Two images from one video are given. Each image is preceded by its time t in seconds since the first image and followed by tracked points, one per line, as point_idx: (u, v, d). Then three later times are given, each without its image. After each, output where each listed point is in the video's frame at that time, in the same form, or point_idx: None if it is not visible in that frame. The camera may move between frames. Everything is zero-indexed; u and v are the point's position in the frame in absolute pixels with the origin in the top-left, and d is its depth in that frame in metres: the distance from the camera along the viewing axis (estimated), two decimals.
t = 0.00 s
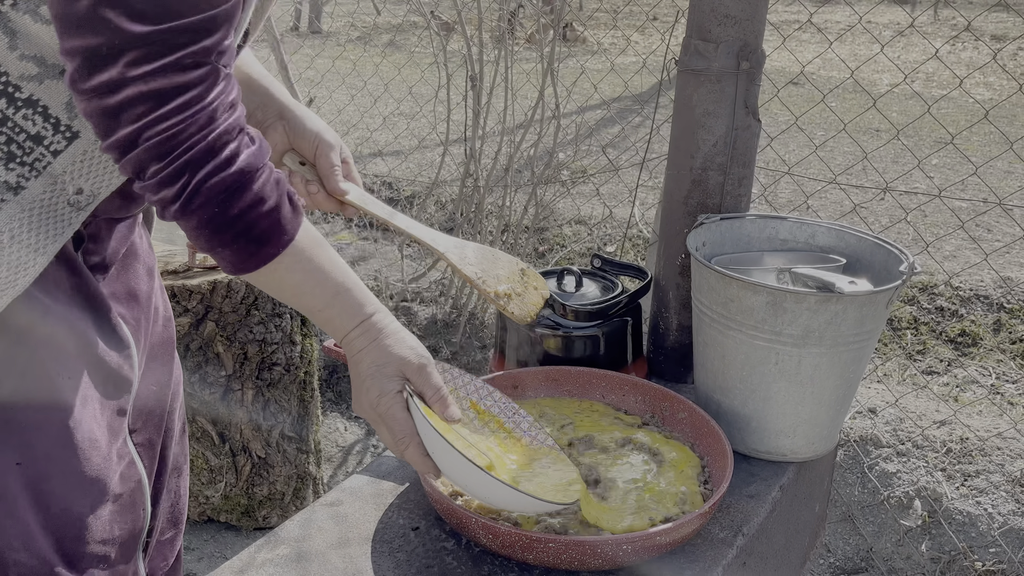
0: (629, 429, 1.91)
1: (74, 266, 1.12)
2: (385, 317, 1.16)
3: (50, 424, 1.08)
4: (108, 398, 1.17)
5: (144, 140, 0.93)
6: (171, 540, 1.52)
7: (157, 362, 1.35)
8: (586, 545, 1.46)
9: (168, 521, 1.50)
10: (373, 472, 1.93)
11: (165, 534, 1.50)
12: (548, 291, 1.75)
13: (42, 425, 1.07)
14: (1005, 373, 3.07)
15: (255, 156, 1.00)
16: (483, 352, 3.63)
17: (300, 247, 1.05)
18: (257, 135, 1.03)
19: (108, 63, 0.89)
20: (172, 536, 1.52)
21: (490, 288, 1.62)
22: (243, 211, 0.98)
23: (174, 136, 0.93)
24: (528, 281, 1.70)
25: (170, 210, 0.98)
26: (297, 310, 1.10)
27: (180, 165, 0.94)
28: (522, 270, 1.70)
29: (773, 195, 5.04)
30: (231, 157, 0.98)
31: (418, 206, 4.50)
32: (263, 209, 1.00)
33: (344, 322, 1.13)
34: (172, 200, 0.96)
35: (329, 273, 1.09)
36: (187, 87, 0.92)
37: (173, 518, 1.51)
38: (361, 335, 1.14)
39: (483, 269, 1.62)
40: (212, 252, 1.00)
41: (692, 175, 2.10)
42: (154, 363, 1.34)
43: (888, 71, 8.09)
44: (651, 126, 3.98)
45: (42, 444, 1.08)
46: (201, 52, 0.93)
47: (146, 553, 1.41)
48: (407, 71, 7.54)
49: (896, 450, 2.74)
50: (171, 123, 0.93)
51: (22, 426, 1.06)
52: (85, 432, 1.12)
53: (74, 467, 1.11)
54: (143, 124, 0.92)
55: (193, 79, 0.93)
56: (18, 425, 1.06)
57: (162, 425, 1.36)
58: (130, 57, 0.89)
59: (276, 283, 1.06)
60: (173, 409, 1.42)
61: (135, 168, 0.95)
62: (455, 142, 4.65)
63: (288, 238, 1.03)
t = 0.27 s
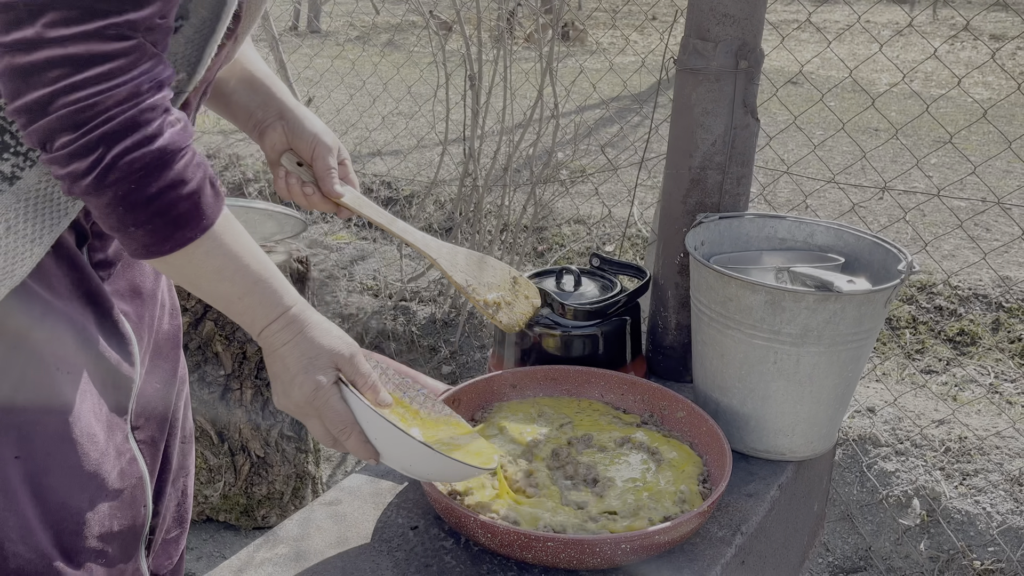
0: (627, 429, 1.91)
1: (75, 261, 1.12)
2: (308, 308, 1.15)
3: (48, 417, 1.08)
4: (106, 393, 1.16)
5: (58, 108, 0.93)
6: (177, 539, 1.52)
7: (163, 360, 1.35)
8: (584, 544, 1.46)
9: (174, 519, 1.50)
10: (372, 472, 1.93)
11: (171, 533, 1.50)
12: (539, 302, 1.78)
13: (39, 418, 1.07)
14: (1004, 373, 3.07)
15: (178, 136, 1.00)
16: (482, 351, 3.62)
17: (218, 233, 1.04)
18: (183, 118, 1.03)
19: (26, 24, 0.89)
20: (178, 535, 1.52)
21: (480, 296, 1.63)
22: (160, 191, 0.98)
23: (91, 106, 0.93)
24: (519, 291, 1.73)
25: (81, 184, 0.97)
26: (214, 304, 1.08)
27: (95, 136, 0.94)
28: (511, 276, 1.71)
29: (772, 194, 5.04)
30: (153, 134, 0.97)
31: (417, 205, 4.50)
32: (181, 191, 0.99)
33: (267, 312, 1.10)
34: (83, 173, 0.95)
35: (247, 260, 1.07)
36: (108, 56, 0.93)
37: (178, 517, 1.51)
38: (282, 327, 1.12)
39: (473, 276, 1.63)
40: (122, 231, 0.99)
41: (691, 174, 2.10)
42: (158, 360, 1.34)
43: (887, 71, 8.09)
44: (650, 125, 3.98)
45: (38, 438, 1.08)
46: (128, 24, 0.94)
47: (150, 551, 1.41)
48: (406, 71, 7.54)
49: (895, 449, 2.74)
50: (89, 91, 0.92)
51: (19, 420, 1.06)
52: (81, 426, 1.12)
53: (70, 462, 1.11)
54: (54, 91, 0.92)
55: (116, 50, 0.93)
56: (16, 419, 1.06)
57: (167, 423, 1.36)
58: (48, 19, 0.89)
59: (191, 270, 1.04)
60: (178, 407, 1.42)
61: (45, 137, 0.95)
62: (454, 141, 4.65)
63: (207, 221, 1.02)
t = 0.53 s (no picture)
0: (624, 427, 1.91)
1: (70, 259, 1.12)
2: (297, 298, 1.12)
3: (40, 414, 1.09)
4: (99, 392, 1.17)
5: (32, 89, 0.92)
6: (171, 537, 1.52)
7: (157, 359, 1.35)
8: (582, 542, 1.46)
9: (169, 518, 1.51)
10: (369, 471, 1.94)
11: (166, 532, 1.51)
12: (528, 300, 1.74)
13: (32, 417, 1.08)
14: (1002, 372, 3.07)
15: (158, 119, 0.99)
16: (481, 351, 3.63)
17: (204, 220, 1.02)
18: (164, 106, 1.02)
19: None
20: (173, 534, 1.53)
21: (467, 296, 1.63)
22: (137, 171, 0.96)
23: (62, 84, 0.92)
24: (507, 290, 1.70)
25: (56, 170, 0.95)
26: (201, 296, 1.05)
27: (68, 115, 0.93)
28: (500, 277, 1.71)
29: (771, 194, 5.05)
30: (130, 114, 0.96)
31: (416, 205, 4.50)
32: (161, 173, 0.97)
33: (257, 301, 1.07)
34: (58, 156, 0.94)
35: (235, 250, 1.05)
36: (80, 34, 0.93)
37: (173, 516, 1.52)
38: (275, 317, 1.09)
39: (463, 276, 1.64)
40: (101, 217, 0.97)
41: (688, 174, 2.10)
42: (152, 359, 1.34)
43: (886, 70, 8.10)
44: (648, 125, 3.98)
45: (32, 436, 1.09)
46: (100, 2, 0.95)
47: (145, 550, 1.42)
48: (405, 71, 7.55)
49: (893, 448, 2.74)
50: (60, 69, 0.92)
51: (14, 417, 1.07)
52: (75, 425, 1.12)
53: (64, 460, 1.12)
54: (28, 69, 0.92)
55: (88, 28, 0.94)
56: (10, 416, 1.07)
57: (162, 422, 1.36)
58: None
59: (176, 259, 1.01)
60: (173, 406, 1.43)
61: (20, 122, 0.94)
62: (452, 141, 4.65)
63: (190, 207, 1.00)
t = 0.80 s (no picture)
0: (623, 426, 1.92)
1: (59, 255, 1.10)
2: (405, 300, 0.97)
3: (27, 414, 1.06)
4: (89, 388, 1.15)
5: (116, 83, 0.80)
6: (161, 535, 1.52)
7: (147, 356, 1.34)
8: (581, 540, 1.46)
9: (159, 516, 1.50)
10: (368, 470, 1.94)
11: (156, 531, 1.50)
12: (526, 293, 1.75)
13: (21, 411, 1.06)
14: (1001, 370, 3.07)
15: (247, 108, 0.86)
16: (480, 350, 3.63)
17: (303, 215, 0.88)
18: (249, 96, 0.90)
19: None
20: (162, 531, 1.52)
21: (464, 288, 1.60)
22: (233, 161, 0.82)
23: (147, 74, 0.80)
24: (505, 283, 1.71)
25: (151, 172, 0.82)
26: (305, 306, 0.91)
27: (155, 107, 0.80)
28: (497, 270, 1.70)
29: (769, 193, 5.05)
30: (221, 102, 0.83)
31: (415, 204, 4.51)
32: (257, 163, 0.84)
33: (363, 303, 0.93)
34: (151, 156, 0.81)
35: (336, 245, 0.91)
36: (159, 17, 0.81)
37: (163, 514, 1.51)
38: (382, 319, 0.94)
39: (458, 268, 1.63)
40: (200, 219, 0.83)
41: (687, 172, 2.10)
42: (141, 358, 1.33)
43: (884, 70, 8.11)
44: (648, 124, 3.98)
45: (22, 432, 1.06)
46: None
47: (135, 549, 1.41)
48: (404, 70, 7.56)
49: (892, 447, 2.74)
50: (142, 57, 0.80)
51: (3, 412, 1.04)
52: (65, 421, 1.10)
53: (54, 457, 1.10)
54: (115, 61, 0.80)
55: (165, 12, 0.82)
56: None
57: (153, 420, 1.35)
58: None
59: (278, 260, 0.87)
60: (163, 404, 1.42)
61: (104, 125, 0.82)
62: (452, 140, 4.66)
63: (289, 199, 0.86)
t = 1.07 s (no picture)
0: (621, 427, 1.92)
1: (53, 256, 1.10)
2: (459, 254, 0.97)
3: (25, 414, 1.06)
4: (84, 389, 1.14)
5: (164, 61, 0.76)
6: (155, 535, 1.52)
7: (141, 357, 1.34)
8: (579, 542, 1.46)
9: (154, 516, 1.50)
10: (367, 471, 1.93)
11: (152, 530, 1.50)
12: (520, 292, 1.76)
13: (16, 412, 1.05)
14: (1000, 371, 3.07)
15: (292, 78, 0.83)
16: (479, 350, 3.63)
17: (359, 178, 0.86)
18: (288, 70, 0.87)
19: None
20: (157, 531, 1.52)
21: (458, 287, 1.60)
22: (291, 130, 0.79)
23: (195, 50, 0.76)
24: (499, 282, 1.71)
25: (205, 152, 0.78)
26: (371, 272, 0.89)
27: (207, 84, 0.77)
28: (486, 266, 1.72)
29: (768, 193, 5.05)
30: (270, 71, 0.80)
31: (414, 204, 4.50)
32: (311, 130, 0.81)
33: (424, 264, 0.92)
34: (206, 135, 0.77)
35: (392, 207, 0.89)
36: None
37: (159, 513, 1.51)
38: (444, 277, 0.93)
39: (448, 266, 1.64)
40: (263, 195, 0.80)
41: (686, 173, 2.10)
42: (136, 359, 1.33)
43: (883, 70, 8.11)
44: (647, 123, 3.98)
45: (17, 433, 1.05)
46: None
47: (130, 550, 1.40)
48: (403, 70, 7.55)
49: (891, 447, 2.74)
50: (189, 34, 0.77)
51: None
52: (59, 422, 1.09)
53: (50, 458, 1.09)
54: (162, 39, 0.76)
55: None
56: None
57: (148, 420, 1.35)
58: None
59: (343, 226, 0.86)
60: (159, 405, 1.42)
61: (154, 109, 0.77)
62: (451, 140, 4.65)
63: (345, 162, 0.84)
